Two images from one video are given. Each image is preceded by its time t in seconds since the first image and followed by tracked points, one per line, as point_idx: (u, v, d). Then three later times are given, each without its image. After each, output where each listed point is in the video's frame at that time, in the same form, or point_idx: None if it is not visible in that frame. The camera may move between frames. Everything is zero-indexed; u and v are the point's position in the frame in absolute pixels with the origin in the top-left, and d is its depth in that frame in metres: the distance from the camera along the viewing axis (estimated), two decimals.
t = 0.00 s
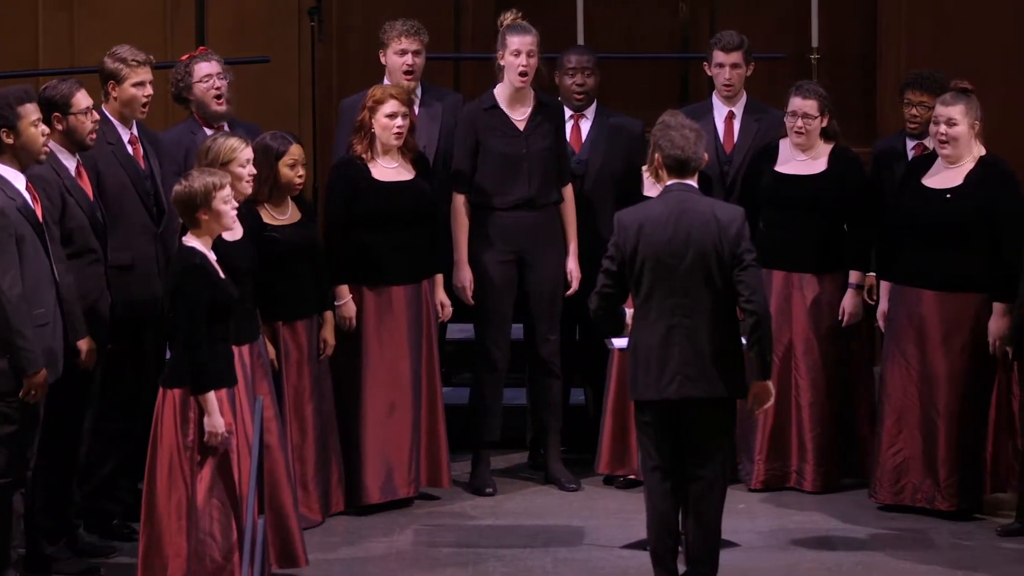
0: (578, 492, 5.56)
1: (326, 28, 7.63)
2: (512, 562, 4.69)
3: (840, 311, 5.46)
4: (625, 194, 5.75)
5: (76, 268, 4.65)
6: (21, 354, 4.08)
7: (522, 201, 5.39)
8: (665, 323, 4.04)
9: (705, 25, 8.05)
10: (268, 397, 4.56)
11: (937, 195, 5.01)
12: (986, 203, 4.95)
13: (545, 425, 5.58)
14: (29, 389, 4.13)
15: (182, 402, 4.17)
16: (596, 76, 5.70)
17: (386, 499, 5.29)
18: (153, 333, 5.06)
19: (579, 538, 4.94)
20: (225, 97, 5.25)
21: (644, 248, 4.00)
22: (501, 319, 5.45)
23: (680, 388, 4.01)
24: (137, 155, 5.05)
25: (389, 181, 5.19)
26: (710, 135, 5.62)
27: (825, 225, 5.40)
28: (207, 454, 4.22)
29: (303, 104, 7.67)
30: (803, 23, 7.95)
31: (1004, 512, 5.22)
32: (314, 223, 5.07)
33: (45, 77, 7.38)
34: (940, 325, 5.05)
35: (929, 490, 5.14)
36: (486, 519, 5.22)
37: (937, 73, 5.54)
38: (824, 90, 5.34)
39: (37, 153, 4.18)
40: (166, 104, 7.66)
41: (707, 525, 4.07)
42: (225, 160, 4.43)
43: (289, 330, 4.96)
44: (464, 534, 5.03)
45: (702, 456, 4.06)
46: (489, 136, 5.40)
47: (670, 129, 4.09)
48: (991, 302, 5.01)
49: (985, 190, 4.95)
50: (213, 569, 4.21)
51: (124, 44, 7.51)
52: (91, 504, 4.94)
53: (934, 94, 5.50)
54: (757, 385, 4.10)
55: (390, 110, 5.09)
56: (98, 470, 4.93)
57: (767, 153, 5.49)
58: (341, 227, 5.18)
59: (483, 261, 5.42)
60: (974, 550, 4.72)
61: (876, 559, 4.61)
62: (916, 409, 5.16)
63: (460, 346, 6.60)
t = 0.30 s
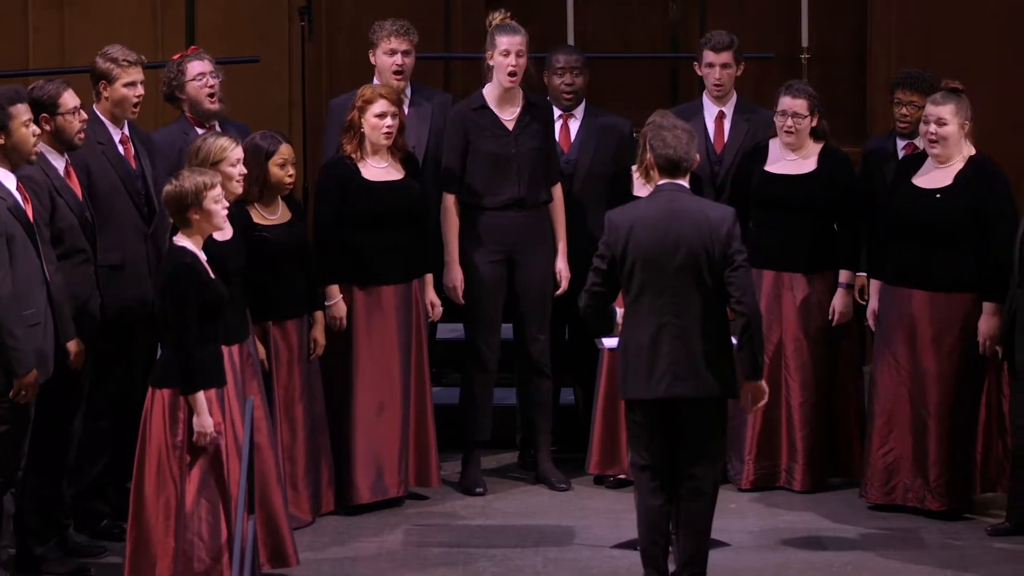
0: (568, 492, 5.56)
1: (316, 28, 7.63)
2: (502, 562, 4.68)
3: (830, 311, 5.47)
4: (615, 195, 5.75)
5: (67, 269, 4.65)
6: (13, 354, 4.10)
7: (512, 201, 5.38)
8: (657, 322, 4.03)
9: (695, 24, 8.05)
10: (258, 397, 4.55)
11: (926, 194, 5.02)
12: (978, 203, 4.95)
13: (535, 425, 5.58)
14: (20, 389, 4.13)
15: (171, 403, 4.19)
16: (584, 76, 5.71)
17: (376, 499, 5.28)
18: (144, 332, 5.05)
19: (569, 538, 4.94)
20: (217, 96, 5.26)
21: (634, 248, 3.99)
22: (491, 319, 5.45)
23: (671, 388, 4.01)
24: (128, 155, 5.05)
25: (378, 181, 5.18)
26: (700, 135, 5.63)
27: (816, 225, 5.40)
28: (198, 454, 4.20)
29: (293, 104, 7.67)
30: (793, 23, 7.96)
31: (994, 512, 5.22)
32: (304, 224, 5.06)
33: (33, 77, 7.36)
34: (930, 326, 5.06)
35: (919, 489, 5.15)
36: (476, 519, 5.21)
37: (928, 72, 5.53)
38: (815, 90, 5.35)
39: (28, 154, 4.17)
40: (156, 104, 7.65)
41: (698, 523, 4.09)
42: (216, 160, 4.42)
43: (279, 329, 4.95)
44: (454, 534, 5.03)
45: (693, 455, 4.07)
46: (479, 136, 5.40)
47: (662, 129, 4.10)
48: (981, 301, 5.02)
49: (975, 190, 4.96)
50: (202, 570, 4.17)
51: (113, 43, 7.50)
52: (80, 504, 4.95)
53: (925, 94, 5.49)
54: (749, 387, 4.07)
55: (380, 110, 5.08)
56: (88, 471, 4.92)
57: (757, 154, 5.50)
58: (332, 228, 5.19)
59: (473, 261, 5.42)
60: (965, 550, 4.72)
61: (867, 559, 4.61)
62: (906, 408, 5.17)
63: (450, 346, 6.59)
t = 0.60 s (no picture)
0: (559, 492, 5.56)
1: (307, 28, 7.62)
2: (493, 562, 4.68)
3: (822, 310, 5.48)
4: (605, 194, 5.74)
5: (57, 269, 4.64)
6: (5, 354, 4.11)
7: (503, 200, 5.38)
8: (650, 323, 4.03)
9: (686, 24, 8.05)
10: (248, 397, 4.55)
11: (916, 194, 5.03)
12: (969, 203, 4.96)
13: (526, 424, 5.58)
14: (11, 389, 4.13)
15: (162, 404, 4.17)
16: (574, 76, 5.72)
17: (367, 499, 5.28)
18: (137, 330, 5.04)
19: (559, 538, 4.94)
20: (214, 94, 5.26)
21: (629, 250, 3.99)
22: (482, 319, 5.45)
23: (663, 389, 4.01)
24: (119, 154, 5.05)
25: (369, 181, 5.18)
26: (692, 134, 5.63)
27: (807, 224, 5.40)
28: (190, 454, 4.19)
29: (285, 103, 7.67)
30: (782, 23, 7.98)
31: (984, 511, 5.23)
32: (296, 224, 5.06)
33: (24, 77, 7.35)
34: (920, 325, 5.06)
35: (910, 489, 5.16)
36: (466, 519, 5.21)
37: (920, 72, 5.54)
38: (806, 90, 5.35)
39: (20, 155, 4.16)
40: (147, 102, 7.63)
41: (688, 524, 4.09)
42: (207, 160, 4.41)
43: (270, 329, 4.94)
44: (445, 534, 5.02)
45: (685, 456, 4.08)
46: (471, 136, 5.39)
47: (658, 130, 4.09)
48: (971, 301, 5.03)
49: (966, 190, 4.96)
50: (195, 571, 4.16)
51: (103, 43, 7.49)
52: (70, 504, 4.94)
53: (917, 93, 5.50)
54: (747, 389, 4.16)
55: (370, 109, 5.09)
56: (79, 471, 4.93)
57: (748, 153, 5.50)
58: (323, 228, 5.17)
59: (464, 260, 5.42)
60: (956, 550, 4.73)
61: (857, 559, 4.61)
62: (897, 408, 5.18)
63: (441, 346, 6.59)
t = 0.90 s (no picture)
0: (550, 491, 5.56)
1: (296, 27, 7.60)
2: (484, 562, 4.68)
3: (815, 311, 5.49)
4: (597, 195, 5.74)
5: (44, 269, 4.61)
6: None
7: (494, 201, 5.38)
8: (645, 318, 4.00)
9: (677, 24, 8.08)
10: (240, 396, 4.55)
11: (906, 194, 5.04)
12: (959, 203, 4.97)
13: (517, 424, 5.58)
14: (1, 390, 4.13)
15: (156, 404, 4.18)
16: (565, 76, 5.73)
17: (358, 499, 5.28)
18: (127, 330, 5.07)
19: (550, 538, 4.94)
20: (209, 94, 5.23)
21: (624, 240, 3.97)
22: (475, 319, 5.45)
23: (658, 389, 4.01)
24: (110, 154, 5.06)
25: (359, 181, 5.18)
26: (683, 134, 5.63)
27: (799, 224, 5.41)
28: (184, 454, 4.19)
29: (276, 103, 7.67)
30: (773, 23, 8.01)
31: (975, 512, 5.24)
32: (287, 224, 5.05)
33: (14, 77, 7.34)
34: (911, 326, 5.07)
35: (901, 489, 5.17)
36: (457, 519, 5.21)
37: (914, 72, 5.54)
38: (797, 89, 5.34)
39: (11, 156, 4.14)
40: (139, 103, 7.62)
41: (680, 522, 4.10)
42: (198, 160, 4.41)
43: (261, 329, 4.94)
44: (436, 534, 5.02)
45: (677, 455, 4.09)
46: (463, 136, 5.40)
47: (654, 122, 4.09)
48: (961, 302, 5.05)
49: (957, 190, 4.97)
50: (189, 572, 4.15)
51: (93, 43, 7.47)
52: (63, 504, 4.90)
53: (909, 92, 5.51)
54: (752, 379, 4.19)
55: (361, 110, 5.09)
56: (70, 470, 4.91)
57: (739, 154, 5.50)
58: (314, 228, 5.16)
59: (456, 260, 5.42)
60: (947, 549, 4.73)
61: (848, 559, 4.62)
62: (888, 408, 5.19)
63: (432, 346, 6.59)
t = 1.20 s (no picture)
0: (541, 492, 5.57)
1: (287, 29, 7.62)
2: (475, 562, 4.68)
3: (808, 311, 5.49)
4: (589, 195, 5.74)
5: (33, 268, 4.58)
6: None
7: (487, 202, 5.39)
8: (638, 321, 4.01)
9: (669, 20, 8.10)
10: (232, 397, 4.55)
11: (896, 196, 5.05)
12: (949, 204, 4.99)
13: (509, 424, 5.58)
14: None
15: (149, 406, 4.17)
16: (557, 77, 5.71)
17: (349, 500, 5.27)
18: (118, 330, 5.07)
19: (541, 538, 4.95)
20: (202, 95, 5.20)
21: (619, 248, 3.96)
22: (468, 320, 5.45)
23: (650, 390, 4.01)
24: (100, 155, 5.04)
25: (350, 181, 5.18)
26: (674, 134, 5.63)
27: (791, 225, 5.41)
28: (177, 455, 4.19)
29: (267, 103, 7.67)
30: (762, 23, 8.04)
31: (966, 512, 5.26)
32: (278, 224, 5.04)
33: (6, 77, 7.33)
34: (902, 326, 5.08)
35: (892, 489, 5.18)
36: (449, 519, 5.21)
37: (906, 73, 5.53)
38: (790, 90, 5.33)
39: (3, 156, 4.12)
40: (130, 104, 7.61)
41: (671, 523, 4.10)
42: (189, 161, 4.40)
43: (252, 330, 4.92)
44: (427, 534, 5.02)
45: (668, 456, 4.09)
46: (456, 136, 5.40)
47: (645, 129, 4.09)
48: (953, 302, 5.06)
49: (948, 191, 4.98)
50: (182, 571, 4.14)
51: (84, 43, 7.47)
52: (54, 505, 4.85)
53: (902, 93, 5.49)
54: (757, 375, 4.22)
55: (352, 110, 5.08)
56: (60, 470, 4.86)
57: (731, 154, 5.50)
58: (305, 229, 5.16)
59: (448, 260, 5.42)
60: (938, 550, 4.74)
61: (839, 559, 4.63)
62: (880, 409, 5.20)
63: (424, 346, 6.59)
